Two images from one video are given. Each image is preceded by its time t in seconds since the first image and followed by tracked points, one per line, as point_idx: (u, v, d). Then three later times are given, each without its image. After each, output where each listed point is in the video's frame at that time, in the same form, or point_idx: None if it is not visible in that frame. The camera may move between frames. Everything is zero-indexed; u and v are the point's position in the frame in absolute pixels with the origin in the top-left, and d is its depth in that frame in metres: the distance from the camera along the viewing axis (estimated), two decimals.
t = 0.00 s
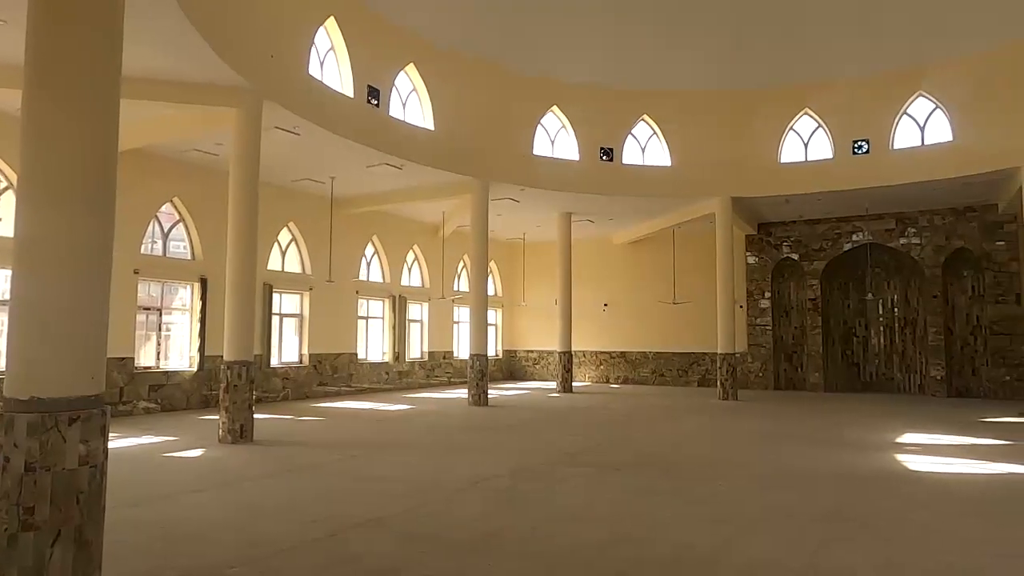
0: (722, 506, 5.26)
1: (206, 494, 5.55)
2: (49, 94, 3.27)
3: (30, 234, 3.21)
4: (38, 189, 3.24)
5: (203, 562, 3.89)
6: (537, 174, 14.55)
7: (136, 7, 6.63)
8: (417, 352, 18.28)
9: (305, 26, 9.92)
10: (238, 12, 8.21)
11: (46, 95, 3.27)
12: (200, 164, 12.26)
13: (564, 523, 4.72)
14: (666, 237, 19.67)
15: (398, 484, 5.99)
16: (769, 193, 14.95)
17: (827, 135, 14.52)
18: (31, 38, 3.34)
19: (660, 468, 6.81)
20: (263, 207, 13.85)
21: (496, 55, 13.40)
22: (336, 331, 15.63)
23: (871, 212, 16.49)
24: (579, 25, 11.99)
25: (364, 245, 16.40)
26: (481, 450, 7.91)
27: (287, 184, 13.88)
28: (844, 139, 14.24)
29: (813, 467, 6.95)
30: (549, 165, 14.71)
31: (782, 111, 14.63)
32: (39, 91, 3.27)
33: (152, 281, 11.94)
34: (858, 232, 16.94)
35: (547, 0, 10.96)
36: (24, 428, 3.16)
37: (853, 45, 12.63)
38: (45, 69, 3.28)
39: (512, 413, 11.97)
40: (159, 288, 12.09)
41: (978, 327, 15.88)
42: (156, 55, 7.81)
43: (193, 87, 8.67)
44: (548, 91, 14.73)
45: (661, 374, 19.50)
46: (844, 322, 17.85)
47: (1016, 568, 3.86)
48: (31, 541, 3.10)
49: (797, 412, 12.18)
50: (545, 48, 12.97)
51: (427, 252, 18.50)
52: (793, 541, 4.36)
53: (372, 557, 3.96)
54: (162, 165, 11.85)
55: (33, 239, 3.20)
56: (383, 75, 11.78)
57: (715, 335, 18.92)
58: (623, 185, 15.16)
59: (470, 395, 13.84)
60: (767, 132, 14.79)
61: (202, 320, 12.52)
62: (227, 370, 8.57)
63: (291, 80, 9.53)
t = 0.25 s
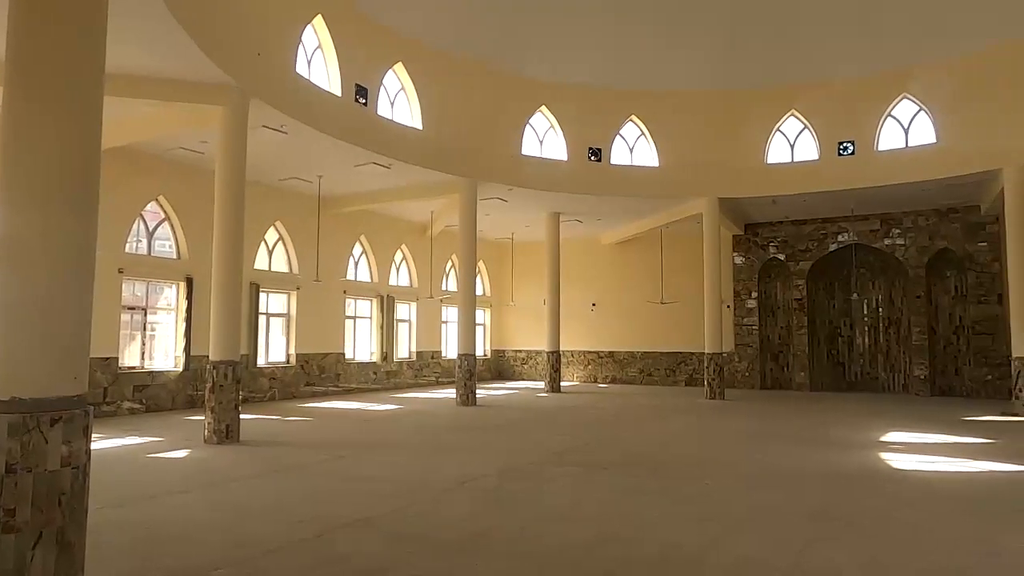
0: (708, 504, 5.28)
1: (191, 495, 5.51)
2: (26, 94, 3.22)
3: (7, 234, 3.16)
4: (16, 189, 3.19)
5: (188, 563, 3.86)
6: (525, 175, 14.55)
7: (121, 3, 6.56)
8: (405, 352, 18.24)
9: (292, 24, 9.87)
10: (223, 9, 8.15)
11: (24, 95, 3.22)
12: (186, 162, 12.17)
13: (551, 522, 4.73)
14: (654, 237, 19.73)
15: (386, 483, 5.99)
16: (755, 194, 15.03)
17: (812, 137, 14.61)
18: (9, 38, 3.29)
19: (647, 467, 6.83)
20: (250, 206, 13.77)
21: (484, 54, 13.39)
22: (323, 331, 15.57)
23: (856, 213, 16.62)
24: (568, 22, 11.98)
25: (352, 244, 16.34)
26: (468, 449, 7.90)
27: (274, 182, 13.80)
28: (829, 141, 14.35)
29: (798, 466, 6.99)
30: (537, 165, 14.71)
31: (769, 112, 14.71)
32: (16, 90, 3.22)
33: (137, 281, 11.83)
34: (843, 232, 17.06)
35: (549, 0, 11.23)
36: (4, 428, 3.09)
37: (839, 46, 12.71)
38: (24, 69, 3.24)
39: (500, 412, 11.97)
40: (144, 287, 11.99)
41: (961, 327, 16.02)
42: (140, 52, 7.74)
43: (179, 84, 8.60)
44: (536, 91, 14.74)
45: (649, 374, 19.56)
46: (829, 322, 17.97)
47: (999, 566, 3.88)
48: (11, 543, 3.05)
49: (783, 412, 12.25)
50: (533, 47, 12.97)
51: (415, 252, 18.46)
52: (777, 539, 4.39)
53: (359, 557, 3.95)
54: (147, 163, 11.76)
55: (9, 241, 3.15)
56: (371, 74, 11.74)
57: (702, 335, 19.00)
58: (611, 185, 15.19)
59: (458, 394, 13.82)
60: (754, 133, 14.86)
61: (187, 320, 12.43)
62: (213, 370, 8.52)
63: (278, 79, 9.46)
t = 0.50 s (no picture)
0: (695, 503, 5.30)
1: (176, 496, 5.47)
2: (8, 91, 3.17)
3: None
4: None
5: (174, 564, 3.83)
6: (514, 175, 14.55)
7: None
8: (393, 351, 18.19)
9: (280, 23, 9.81)
10: (210, 6, 8.09)
11: (5, 91, 3.16)
12: (172, 160, 12.07)
13: (538, 522, 4.73)
14: (642, 237, 19.78)
15: (374, 483, 5.97)
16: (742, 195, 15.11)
17: (799, 138, 14.68)
18: None
19: (634, 466, 6.85)
20: (237, 205, 13.67)
21: (472, 54, 13.37)
22: (311, 331, 15.49)
23: (841, 214, 16.74)
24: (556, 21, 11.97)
25: (339, 244, 16.28)
26: (456, 449, 7.90)
27: (261, 181, 13.72)
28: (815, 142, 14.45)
29: (784, 465, 7.04)
30: (525, 165, 14.71)
31: (756, 113, 14.78)
32: None
33: (121, 280, 11.72)
34: (829, 233, 17.18)
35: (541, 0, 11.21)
36: None
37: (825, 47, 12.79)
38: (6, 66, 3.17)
39: (488, 412, 11.96)
40: (129, 287, 11.88)
41: (944, 327, 16.19)
42: (125, 50, 7.67)
43: (165, 82, 8.53)
44: (524, 91, 14.74)
45: (636, 374, 19.62)
46: (815, 322, 18.10)
47: (982, 564, 3.91)
48: None
49: (769, 411, 12.32)
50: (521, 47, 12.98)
51: (403, 251, 18.41)
52: (762, 537, 4.42)
53: (346, 557, 3.94)
54: (131, 161, 11.65)
55: None
56: (359, 73, 11.69)
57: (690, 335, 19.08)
58: (599, 186, 15.23)
59: (446, 394, 13.79)
60: (741, 134, 14.94)
61: (173, 320, 12.33)
62: (199, 371, 8.46)
63: (265, 77, 9.41)
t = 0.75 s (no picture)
0: (681, 502, 5.32)
1: (160, 497, 5.43)
2: None
3: None
4: None
5: (157, 565, 3.80)
6: (502, 175, 14.54)
7: None
8: (381, 351, 18.15)
9: (266, 20, 9.76)
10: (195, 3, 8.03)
11: None
12: (157, 158, 11.97)
13: (524, 521, 4.73)
14: (630, 237, 19.83)
15: (360, 484, 5.95)
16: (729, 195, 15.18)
17: (785, 140, 14.75)
18: None
19: (620, 466, 6.87)
20: (223, 205, 13.58)
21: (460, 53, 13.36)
22: (298, 330, 15.42)
23: (827, 214, 16.86)
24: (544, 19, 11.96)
25: (327, 244, 16.21)
26: (443, 449, 7.88)
27: (248, 180, 13.64)
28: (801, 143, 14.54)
29: (769, 463, 7.08)
30: (513, 165, 14.71)
31: (742, 114, 14.87)
32: None
33: (105, 280, 11.61)
34: (814, 234, 17.29)
35: None
36: None
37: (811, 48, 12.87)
38: None
39: (476, 412, 11.95)
40: (113, 287, 11.77)
41: (927, 326, 16.28)
42: (109, 47, 7.60)
43: (149, 79, 8.46)
44: (512, 91, 14.75)
45: (624, 373, 19.67)
46: (801, 322, 18.21)
47: (963, 560, 3.96)
48: None
49: (756, 410, 12.38)
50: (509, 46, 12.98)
51: (391, 251, 18.36)
52: (747, 534, 4.44)
53: (331, 557, 3.92)
54: (116, 160, 11.54)
55: None
56: (347, 71, 11.65)
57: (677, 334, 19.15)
58: (587, 186, 15.25)
59: (434, 394, 13.77)
60: (728, 135, 15.02)
61: (158, 320, 12.23)
62: (184, 371, 8.39)
63: (251, 75, 9.35)
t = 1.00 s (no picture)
0: (668, 501, 5.34)
1: (145, 498, 5.38)
2: None
3: None
4: None
5: (142, 566, 3.76)
6: (490, 174, 14.53)
7: None
8: (369, 351, 18.09)
9: (253, 18, 9.70)
10: None
11: None
12: (142, 156, 11.87)
13: (512, 520, 4.73)
14: (618, 237, 19.87)
15: (348, 483, 5.94)
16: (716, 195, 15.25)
17: (772, 141, 14.84)
18: None
19: (608, 465, 6.88)
20: (209, 203, 13.48)
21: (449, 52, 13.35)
22: (285, 330, 15.35)
23: (813, 215, 16.97)
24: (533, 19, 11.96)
25: (314, 243, 16.14)
26: (431, 449, 7.87)
27: (234, 178, 13.56)
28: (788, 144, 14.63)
29: (756, 462, 7.12)
30: (501, 165, 14.71)
31: (729, 114, 14.94)
32: None
33: (89, 279, 11.50)
34: (800, 234, 17.39)
35: None
36: None
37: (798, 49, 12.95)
38: None
39: (463, 412, 11.93)
40: (97, 286, 11.66)
41: (911, 326, 16.43)
42: (94, 43, 7.52)
43: (134, 76, 8.38)
44: (501, 91, 14.75)
45: (612, 373, 19.72)
46: (787, 322, 18.32)
47: (945, 557, 4.00)
48: None
49: (742, 409, 12.44)
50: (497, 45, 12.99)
51: (379, 250, 18.30)
52: (734, 533, 4.46)
53: (318, 557, 3.91)
54: (100, 157, 11.43)
55: None
56: (335, 70, 11.60)
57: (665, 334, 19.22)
58: (575, 185, 15.27)
59: (422, 394, 13.73)
60: (715, 135, 15.08)
61: (143, 319, 12.14)
62: (169, 371, 8.32)
63: (238, 73, 9.29)
